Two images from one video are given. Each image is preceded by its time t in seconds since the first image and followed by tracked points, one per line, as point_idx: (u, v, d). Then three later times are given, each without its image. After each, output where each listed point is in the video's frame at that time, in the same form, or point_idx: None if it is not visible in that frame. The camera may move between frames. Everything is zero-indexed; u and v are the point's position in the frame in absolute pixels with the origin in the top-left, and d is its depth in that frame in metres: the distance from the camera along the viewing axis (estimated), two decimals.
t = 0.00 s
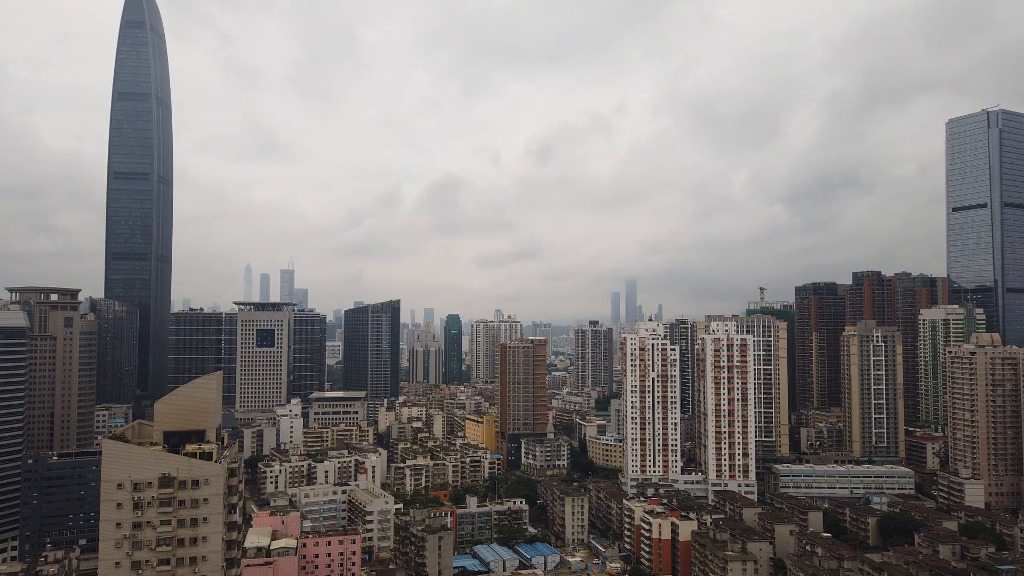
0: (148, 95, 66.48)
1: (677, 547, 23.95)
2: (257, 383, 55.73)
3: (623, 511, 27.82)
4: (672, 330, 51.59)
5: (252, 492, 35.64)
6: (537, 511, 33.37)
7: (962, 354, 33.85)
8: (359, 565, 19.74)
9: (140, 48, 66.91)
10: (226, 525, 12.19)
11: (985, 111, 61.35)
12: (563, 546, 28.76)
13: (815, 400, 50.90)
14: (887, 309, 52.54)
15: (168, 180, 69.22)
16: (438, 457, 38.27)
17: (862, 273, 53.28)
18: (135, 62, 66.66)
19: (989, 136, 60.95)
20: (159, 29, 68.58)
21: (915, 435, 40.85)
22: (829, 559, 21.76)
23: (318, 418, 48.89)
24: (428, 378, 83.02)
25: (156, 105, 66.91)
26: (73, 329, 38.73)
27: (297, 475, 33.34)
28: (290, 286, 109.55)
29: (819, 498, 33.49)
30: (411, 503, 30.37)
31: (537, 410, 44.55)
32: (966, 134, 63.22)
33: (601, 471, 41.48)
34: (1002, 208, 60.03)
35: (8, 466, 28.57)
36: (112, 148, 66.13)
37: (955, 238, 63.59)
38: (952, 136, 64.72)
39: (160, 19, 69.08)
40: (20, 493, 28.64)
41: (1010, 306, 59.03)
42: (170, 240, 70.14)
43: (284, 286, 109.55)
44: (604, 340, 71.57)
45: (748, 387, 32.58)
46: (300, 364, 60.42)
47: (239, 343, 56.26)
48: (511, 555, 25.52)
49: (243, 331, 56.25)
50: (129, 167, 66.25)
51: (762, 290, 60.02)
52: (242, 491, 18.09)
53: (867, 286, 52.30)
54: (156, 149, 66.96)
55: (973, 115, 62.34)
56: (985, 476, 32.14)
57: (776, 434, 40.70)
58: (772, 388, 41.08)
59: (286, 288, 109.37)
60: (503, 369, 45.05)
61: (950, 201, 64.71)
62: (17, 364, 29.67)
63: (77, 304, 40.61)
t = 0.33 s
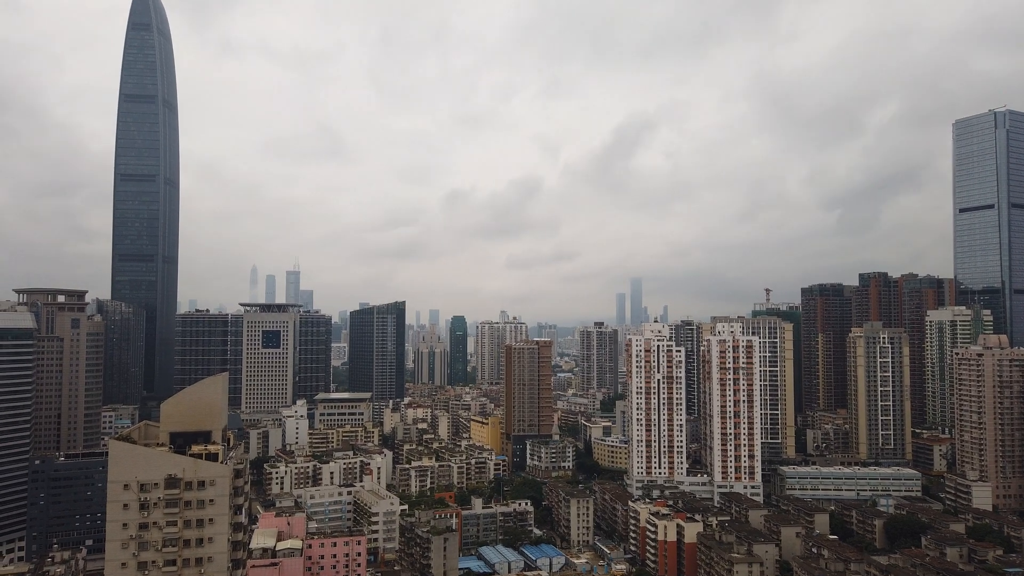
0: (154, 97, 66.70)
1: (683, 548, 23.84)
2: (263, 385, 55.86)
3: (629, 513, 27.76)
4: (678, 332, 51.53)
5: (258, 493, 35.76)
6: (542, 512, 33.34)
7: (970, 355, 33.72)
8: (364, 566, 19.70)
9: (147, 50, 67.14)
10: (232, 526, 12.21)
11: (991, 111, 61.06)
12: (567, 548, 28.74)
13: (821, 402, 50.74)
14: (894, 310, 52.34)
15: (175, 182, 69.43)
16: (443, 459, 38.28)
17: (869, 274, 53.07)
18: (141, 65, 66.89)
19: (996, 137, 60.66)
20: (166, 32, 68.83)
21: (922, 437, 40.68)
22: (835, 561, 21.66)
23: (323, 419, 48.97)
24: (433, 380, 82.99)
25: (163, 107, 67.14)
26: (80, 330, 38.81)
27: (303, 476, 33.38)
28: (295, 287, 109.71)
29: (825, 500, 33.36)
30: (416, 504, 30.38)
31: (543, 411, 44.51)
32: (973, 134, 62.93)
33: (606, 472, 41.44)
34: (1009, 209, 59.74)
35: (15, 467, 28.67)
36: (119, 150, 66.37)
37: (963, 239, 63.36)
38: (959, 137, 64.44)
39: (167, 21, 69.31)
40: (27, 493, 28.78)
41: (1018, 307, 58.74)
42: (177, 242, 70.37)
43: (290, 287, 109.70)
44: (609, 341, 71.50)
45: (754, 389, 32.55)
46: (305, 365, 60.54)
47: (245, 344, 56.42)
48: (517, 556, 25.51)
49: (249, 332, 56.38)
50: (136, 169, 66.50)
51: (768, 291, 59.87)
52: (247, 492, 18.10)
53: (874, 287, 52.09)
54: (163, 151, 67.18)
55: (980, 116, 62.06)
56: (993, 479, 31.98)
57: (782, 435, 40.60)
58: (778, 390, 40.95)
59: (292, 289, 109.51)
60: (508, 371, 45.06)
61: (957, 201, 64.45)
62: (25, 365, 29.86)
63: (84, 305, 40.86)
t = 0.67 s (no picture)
0: (161, 101, 67.02)
1: (689, 551, 23.74)
2: (269, 386, 55.98)
3: (635, 516, 27.69)
4: (684, 334, 51.42)
5: (264, 495, 35.81)
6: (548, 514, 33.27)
7: (978, 358, 33.52)
8: (370, 568, 19.75)
9: (154, 54, 67.44)
10: (238, 528, 12.23)
11: (999, 113, 60.74)
12: (573, 550, 28.70)
13: (828, 404, 50.60)
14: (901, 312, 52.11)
15: (182, 185, 69.71)
16: (449, 460, 38.32)
17: (876, 276, 52.89)
18: (148, 68, 67.17)
19: (1003, 138, 60.39)
20: (173, 35, 69.13)
21: (930, 440, 40.48)
22: (842, 564, 21.57)
23: (329, 421, 49.03)
24: (439, 382, 83.01)
25: (170, 110, 67.44)
26: (87, 333, 38.94)
27: (309, 478, 33.41)
28: (301, 289, 109.95)
29: (833, 503, 33.21)
30: (422, 506, 30.44)
31: (548, 413, 44.50)
32: (980, 136, 62.67)
33: (612, 475, 41.41)
34: (1017, 211, 59.49)
35: (23, 468, 28.69)
36: (126, 153, 66.67)
37: (969, 241, 63.15)
38: (966, 139, 64.18)
39: (173, 24, 69.63)
40: (34, 495, 28.89)
41: None
42: (183, 244, 70.60)
43: (296, 289, 109.96)
44: (615, 343, 71.44)
45: (760, 391, 32.48)
46: (311, 367, 60.70)
47: (251, 345, 56.59)
48: (522, 559, 25.47)
49: (255, 334, 56.57)
50: (144, 171, 66.81)
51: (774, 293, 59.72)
52: (255, 493, 18.16)
53: (881, 290, 51.91)
54: (170, 154, 67.44)
55: (987, 117, 61.75)
56: (1001, 482, 31.81)
57: (789, 438, 40.48)
58: (784, 392, 40.82)
59: (298, 291, 109.76)
60: (514, 372, 45.08)
61: (964, 203, 64.21)
62: (33, 368, 30.03)
63: (91, 307, 40.93)
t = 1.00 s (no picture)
0: (168, 104, 67.27)
1: (696, 554, 23.73)
2: (275, 388, 56.12)
3: (641, 518, 27.63)
4: (690, 336, 51.31)
5: (270, 497, 35.85)
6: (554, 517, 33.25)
7: (985, 360, 33.35)
8: (376, 569, 19.76)
9: (161, 57, 67.71)
10: (244, 530, 12.26)
11: (1006, 114, 60.48)
12: (578, 553, 28.66)
13: (835, 407, 50.41)
14: (908, 314, 51.87)
15: (188, 187, 69.94)
16: (454, 463, 38.32)
17: (882, 278, 52.68)
18: (155, 71, 67.42)
19: (1011, 140, 60.10)
20: (179, 38, 69.39)
21: (937, 442, 40.30)
22: (849, 567, 21.46)
23: (335, 423, 49.08)
24: (444, 384, 83.05)
25: (177, 113, 67.69)
26: (94, 334, 39.13)
27: (315, 480, 33.46)
28: (307, 291, 110.13)
29: (839, 506, 33.11)
30: (427, 508, 30.43)
31: (554, 415, 44.47)
32: (988, 137, 62.40)
33: (617, 477, 41.33)
34: None
35: (31, 470, 28.95)
36: (133, 155, 66.93)
37: (977, 243, 62.86)
38: (973, 140, 63.93)
39: (180, 27, 69.91)
40: (41, 496, 28.97)
41: None
42: (190, 246, 70.82)
43: (302, 291, 110.14)
44: (620, 346, 71.35)
45: (766, 393, 32.40)
46: (317, 369, 60.80)
47: (257, 347, 56.74)
48: (528, 561, 25.46)
49: (262, 336, 56.76)
50: (151, 174, 67.08)
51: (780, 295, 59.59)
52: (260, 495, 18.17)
53: (888, 291, 51.72)
54: (176, 157, 67.69)
55: (995, 118, 61.40)
56: (1009, 485, 31.62)
57: (795, 440, 40.32)
58: (791, 394, 40.70)
59: (304, 293, 109.90)
60: (520, 374, 45.07)
61: (972, 205, 63.93)
62: (42, 369, 30.20)
63: (98, 309, 41.17)
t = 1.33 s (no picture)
0: (174, 107, 67.52)
1: (701, 558, 23.66)
2: (281, 391, 56.22)
3: (646, 521, 27.53)
4: (695, 338, 51.21)
5: (276, 499, 35.89)
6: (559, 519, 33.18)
7: (993, 362, 33.15)
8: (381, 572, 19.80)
9: (168, 61, 67.99)
10: (250, 532, 12.27)
11: (1014, 115, 60.26)
12: (584, 555, 28.58)
13: (841, 410, 50.25)
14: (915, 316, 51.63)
15: (195, 190, 70.15)
16: (460, 465, 38.32)
17: (889, 279, 52.44)
18: (162, 75, 67.68)
19: (1018, 141, 59.87)
20: (186, 42, 69.60)
21: (945, 445, 40.07)
22: (856, 571, 21.38)
23: (341, 425, 49.13)
24: (449, 386, 83.10)
25: (183, 116, 67.91)
26: (101, 337, 39.26)
27: (320, 482, 33.48)
28: (313, 293, 110.35)
29: (846, 509, 32.99)
30: (433, 511, 30.43)
31: (560, 417, 44.40)
32: (995, 139, 62.18)
33: (623, 480, 41.23)
34: None
35: (38, 471, 29.09)
36: (140, 158, 67.20)
37: (984, 244, 62.57)
38: (980, 141, 63.71)
39: (186, 31, 70.13)
40: (49, 498, 29.08)
41: None
42: (196, 249, 71.03)
43: (307, 294, 110.37)
44: (626, 348, 71.27)
45: (773, 395, 32.30)
46: (323, 371, 60.90)
47: (263, 349, 56.87)
48: (534, 564, 25.41)
49: (268, 338, 56.89)
50: (158, 177, 67.34)
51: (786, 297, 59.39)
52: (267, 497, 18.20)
53: (894, 293, 51.51)
54: (183, 160, 67.93)
55: (1002, 120, 61.18)
56: (1017, 488, 31.45)
57: (802, 443, 40.18)
58: (797, 397, 40.58)
59: (310, 296, 110.11)
60: (525, 376, 45.06)
61: (979, 206, 63.67)
62: (49, 372, 30.32)
63: (105, 312, 41.26)
